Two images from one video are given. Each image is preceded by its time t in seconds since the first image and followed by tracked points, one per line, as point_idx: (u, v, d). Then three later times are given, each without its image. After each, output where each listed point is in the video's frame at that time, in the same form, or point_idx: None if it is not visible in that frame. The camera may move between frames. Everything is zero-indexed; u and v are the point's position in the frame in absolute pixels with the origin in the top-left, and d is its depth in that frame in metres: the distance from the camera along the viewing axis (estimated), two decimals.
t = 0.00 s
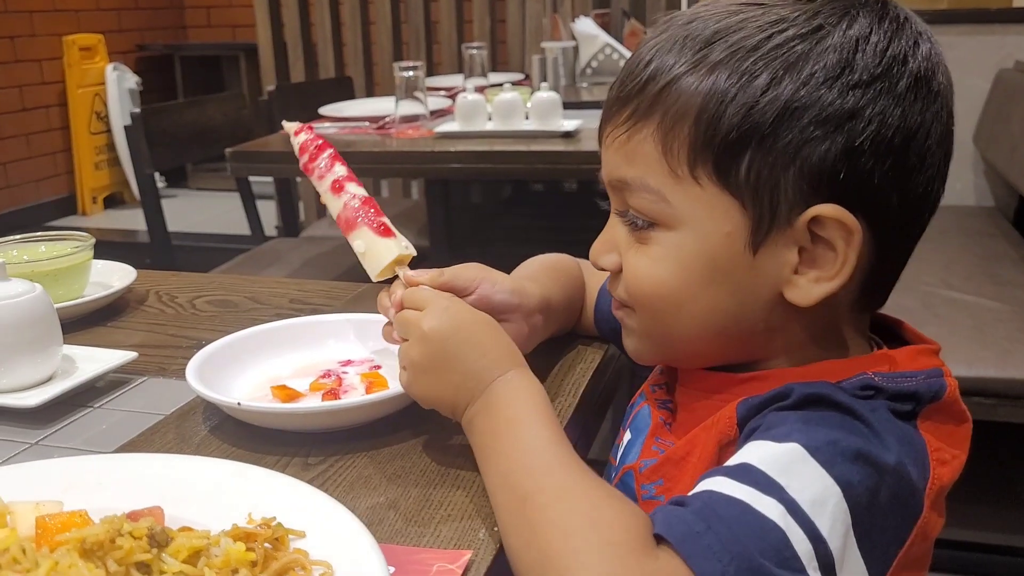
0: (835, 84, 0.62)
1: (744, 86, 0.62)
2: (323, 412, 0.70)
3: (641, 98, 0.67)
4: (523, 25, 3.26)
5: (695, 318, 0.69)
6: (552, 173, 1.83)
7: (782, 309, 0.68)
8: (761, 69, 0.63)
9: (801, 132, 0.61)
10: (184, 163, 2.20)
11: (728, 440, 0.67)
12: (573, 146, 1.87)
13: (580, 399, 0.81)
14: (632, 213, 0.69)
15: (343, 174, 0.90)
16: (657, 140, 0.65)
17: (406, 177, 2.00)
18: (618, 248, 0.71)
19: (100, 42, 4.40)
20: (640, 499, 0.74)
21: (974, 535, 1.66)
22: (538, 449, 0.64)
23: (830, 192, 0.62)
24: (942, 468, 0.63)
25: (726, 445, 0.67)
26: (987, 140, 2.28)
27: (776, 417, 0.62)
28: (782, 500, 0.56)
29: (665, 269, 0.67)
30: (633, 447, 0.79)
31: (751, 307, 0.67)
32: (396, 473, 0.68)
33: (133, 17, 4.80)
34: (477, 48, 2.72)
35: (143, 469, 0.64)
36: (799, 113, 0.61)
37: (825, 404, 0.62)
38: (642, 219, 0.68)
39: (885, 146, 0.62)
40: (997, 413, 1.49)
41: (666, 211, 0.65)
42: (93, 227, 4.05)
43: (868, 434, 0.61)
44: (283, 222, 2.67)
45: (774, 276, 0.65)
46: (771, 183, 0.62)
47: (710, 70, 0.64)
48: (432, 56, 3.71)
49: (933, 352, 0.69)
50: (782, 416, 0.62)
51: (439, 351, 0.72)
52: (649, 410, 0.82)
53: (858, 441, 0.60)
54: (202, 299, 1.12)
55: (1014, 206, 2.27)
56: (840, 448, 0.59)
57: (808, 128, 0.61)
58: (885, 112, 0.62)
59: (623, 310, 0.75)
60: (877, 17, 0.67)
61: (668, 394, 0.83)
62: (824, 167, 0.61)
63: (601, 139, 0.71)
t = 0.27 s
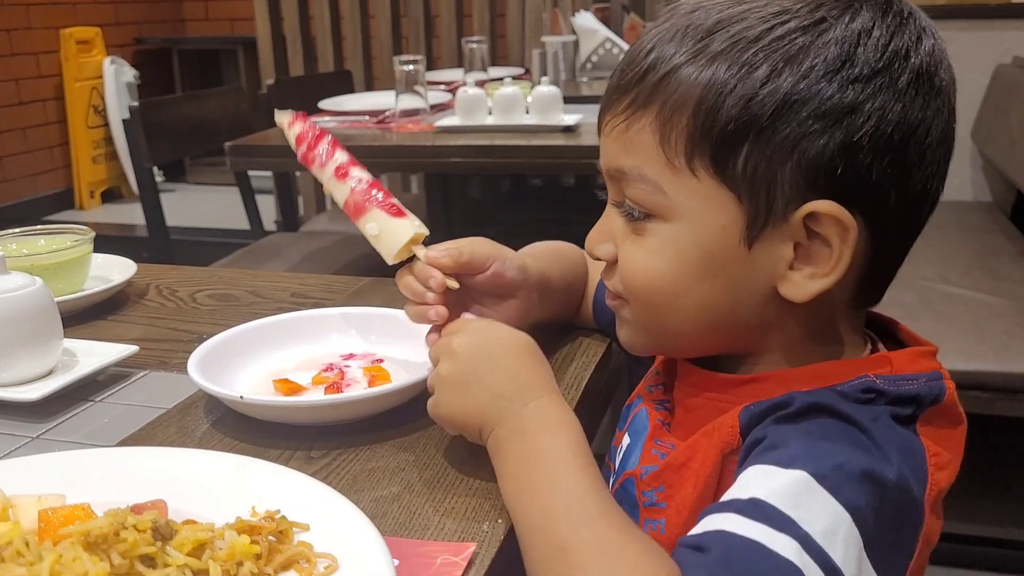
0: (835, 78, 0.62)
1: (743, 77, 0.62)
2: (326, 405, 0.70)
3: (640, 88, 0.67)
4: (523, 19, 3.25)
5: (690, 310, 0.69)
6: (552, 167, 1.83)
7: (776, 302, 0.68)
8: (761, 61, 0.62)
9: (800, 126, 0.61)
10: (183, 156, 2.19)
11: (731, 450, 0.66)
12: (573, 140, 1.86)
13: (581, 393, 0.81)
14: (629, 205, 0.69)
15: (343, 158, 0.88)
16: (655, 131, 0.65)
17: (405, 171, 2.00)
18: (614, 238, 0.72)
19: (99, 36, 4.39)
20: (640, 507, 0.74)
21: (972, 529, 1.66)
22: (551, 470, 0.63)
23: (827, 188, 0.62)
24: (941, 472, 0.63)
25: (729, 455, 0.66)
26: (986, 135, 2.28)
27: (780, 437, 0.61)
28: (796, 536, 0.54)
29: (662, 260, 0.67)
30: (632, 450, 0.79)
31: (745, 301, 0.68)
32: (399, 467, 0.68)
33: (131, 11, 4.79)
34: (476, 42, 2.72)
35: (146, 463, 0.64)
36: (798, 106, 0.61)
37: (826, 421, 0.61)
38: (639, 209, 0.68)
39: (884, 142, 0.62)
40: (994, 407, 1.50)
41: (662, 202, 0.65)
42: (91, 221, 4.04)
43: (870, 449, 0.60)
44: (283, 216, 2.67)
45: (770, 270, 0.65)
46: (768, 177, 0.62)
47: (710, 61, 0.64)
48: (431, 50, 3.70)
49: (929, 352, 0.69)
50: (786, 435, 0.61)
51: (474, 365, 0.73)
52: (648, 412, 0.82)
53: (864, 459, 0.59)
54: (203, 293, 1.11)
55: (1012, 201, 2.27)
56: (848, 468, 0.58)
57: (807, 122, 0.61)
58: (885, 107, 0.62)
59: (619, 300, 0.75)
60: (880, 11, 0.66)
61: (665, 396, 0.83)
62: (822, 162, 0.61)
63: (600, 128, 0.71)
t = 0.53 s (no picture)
0: (846, 83, 0.61)
1: (751, 80, 0.62)
2: (327, 402, 0.71)
3: (647, 84, 0.67)
4: (523, 17, 3.25)
5: (686, 311, 0.70)
6: (553, 164, 1.83)
7: (773, 308, 0.69)
8: (770, 63, 0.62)
9: (806, 132, 0.61)
10: (184, 154, 2.19)
11: (739, 459, 0.66)
12: (573, 138, 1.87)
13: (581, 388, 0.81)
14: (631, 202, 0.70)
15: (326, 162, 0.94)
16: (659, 129, 0.66)
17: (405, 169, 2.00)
18: (613, 233, 0.73)
19: (99, 33, 4.39)
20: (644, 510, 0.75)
21: (972, 526, 1.67)
22: (593, 540, 0.62)
23: (830, 197, 0.62)
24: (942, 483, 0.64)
25: (737, 463, 0.67)
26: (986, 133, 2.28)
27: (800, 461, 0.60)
28: None
29: (659, 259, 0.68)
30: (631, 451, 0.79)
31: (742, 305, 0.68)
32: (399, 463, 0.68)
33: (131, 8, 4.78)
34: (477, 40, 2.71)
35: (148, 459, 0.64)
36: (806, 112, 0.61)
37: (843, 443, 0.60)
38: (639, 206, 0.69)
39: (892, 150, 0.62)
40: (993, 405, 1.50)
41: (661, 202, 0.67)
42: (91, 218, 4.04)
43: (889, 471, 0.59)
44: (283, 213, 2.67)
45: (768, 275, 0.66)
46: (770, 183, 0.62)
47: (718, 61, 0.64)
48: (431, 48, 3.70)
49: (930, 359, 0.69)
50: (806, 460, 0.59)
51: (526, 390, 0.67)
52: (644, 413, 0.82)
53: (888, 489, 0.58)
54: (204, 290, 1.12)
55: (1012, 198, 2.27)
56: (870, 497, 0.57)
57: (814, 129, 0.61)
58: (895, 115, 0.61)
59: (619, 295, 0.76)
60: (897, 14, 0.65)
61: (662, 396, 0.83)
62: (826, 170, 0.61)
63: (606, 119, 0.71)
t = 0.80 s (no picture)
0: (847, 99, 0.60)
1: (750, 90, 0.62)
2: (329, 400, 0.71)
3: (651, 86, 0.68)
4: (523, 15, 3.25)
5: (680, 320, 0.71)
6: (553, 163, 1.84)
7: (768, 322, 0.69)
8: (771, 74, 0.61)
9: (803, 147, 0.60)
10: (186, 153, 2.20)
11: (745, 475, 0.66)
12: (574, 137, 1.87)
13: (582, 388, 0.81)
14: (630, 210, 0.72)
15: (337, 182, 0.98)
16: (658, 138, 0.67)
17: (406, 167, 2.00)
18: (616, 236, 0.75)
19: (100, 32, 4.39)
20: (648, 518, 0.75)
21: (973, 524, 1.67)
22: None
23: (823, 217, 0.62)
24: (953, 501, 0.67)
25: (742, 479, 0.67)
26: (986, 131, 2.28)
27: (819, 498, 0.60)
28: None
29: (654, 268, 0.70)
30: (636, 455, 0.79)
31: (735, 317, 0.69)
32: (401, 462, 0.69)
33: (132, 7, 4.78)
34: (477, 39, 2.72)
35: (152, 457, 0.65)
36: (804, 126, 0.60)
37: (861, 475, 0.60)
38: (638, 212, 0.71)
39: (893, 170, 0.61)
40: (994, 403, 1.51)
41: (657, 211, 0.68)
42: (92, 216, 4.05)
43: (905, 505, 0.59)
44: (284, 211, 2.67)
45: (762, 290, 0.67)
46: (764, 197, 0.62)
47: (721, 67, 0.63)
48: (432, 46, 3.70)
49: (942, 375, 0.70)
50: (826, 497, 0.59)
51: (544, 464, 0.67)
52: (649, 417, 0.82)
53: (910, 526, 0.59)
54: (205, 289, 1.12)
55: (1012, 196, 2.27)
56: (887, 539, 0.58)
57: (811, 144, 0.60)
58: (898, 134, 0.60)
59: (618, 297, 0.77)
60: (911, 29, 0.64)
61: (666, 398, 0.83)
62: (821, 187, 0.61)
63: (614, 118, 0.72)
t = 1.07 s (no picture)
0: (875, 122, 0.59)
1: (777, 105, 0.60)
2: (332, 399, 0.71)
3: (674, 85, 0.66)
4: (525, 12, 3.25)
5: (686, 318, 0.72)
6: (555, 160, 1.84)
7: (771, 326, 0.70)
8: (800, 89, 0.60)
9: (825, 168, 0.60)
10: (187, 150, 2.19)
11: (739, 474, 0.66)
12: (575, 134, 1.87)
13: (585, 387, 0.81)
14: (642, 206, 0.72)
15: (442, 185, 0.95)
16: (678, 141, 0.66)
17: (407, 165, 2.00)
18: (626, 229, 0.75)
19: (101, 29, 4.39)
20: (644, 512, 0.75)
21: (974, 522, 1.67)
22: None
23: (836, 237, 0.62)
24: (953, 504, 0.68)
25: (736, 478, 0.66)
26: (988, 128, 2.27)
27: (808, 519, 0.61)
28: None
29: (663, 270, 0.71)
30: (635, 450, 0.79)
31: (740, 320, 0.70)
32: (403, 461, 0.68)
33: (133, 4, 4.78)
34: (478, 36, 2.71)
35: (155, 455, 0.65)
36: (830, 147, 0.59)
37: (851, 489, 0.61)
38: (649, 212, 0.71)
39: (913, 196, 0.60)
40: (995, 400, 1.51)
41: (670, 212, 0.68)
42: (94, 214, 4.05)
43: (896, 515, 0.61)
44: (285, 209, 2.67)
45: (771, 298, 0.67)
46: (779, 213, 0.62)
47: (748, 76, 0.62)
48: (433, 43, 3.69)
49: (938, 375, 0.70)
50: (815, 518, 0.61)
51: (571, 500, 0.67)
52: (647, 410, 0.82)
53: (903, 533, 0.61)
54: (207, 287, 1.12)
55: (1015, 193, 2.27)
56: (876, 556, 0.59)
57: (833, 166, 0.60)
58: (923, 161, 0.59)
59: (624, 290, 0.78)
60: (947, 47, 0.62)
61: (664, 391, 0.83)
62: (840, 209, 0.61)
63: (631, 106, 0.71)
